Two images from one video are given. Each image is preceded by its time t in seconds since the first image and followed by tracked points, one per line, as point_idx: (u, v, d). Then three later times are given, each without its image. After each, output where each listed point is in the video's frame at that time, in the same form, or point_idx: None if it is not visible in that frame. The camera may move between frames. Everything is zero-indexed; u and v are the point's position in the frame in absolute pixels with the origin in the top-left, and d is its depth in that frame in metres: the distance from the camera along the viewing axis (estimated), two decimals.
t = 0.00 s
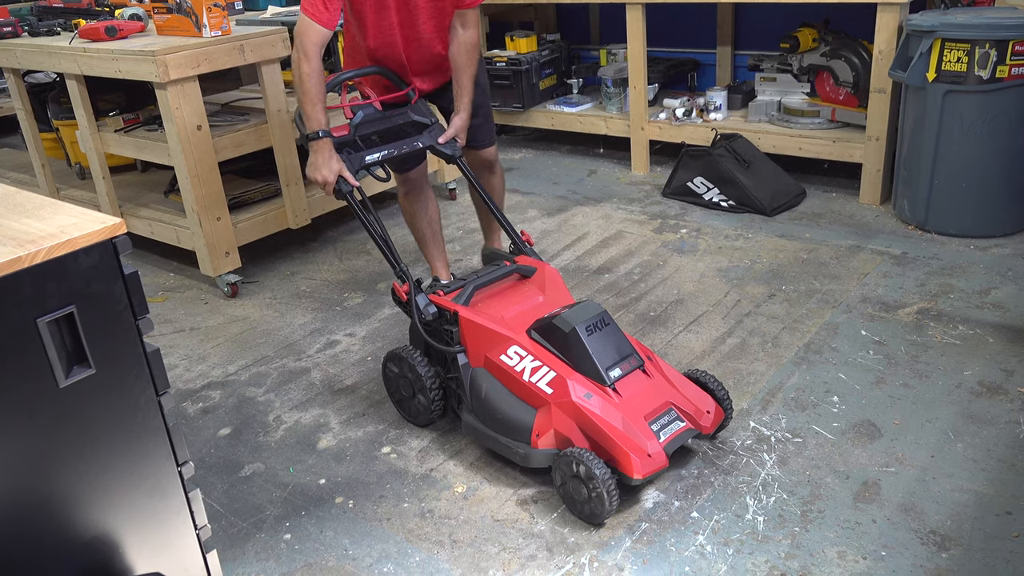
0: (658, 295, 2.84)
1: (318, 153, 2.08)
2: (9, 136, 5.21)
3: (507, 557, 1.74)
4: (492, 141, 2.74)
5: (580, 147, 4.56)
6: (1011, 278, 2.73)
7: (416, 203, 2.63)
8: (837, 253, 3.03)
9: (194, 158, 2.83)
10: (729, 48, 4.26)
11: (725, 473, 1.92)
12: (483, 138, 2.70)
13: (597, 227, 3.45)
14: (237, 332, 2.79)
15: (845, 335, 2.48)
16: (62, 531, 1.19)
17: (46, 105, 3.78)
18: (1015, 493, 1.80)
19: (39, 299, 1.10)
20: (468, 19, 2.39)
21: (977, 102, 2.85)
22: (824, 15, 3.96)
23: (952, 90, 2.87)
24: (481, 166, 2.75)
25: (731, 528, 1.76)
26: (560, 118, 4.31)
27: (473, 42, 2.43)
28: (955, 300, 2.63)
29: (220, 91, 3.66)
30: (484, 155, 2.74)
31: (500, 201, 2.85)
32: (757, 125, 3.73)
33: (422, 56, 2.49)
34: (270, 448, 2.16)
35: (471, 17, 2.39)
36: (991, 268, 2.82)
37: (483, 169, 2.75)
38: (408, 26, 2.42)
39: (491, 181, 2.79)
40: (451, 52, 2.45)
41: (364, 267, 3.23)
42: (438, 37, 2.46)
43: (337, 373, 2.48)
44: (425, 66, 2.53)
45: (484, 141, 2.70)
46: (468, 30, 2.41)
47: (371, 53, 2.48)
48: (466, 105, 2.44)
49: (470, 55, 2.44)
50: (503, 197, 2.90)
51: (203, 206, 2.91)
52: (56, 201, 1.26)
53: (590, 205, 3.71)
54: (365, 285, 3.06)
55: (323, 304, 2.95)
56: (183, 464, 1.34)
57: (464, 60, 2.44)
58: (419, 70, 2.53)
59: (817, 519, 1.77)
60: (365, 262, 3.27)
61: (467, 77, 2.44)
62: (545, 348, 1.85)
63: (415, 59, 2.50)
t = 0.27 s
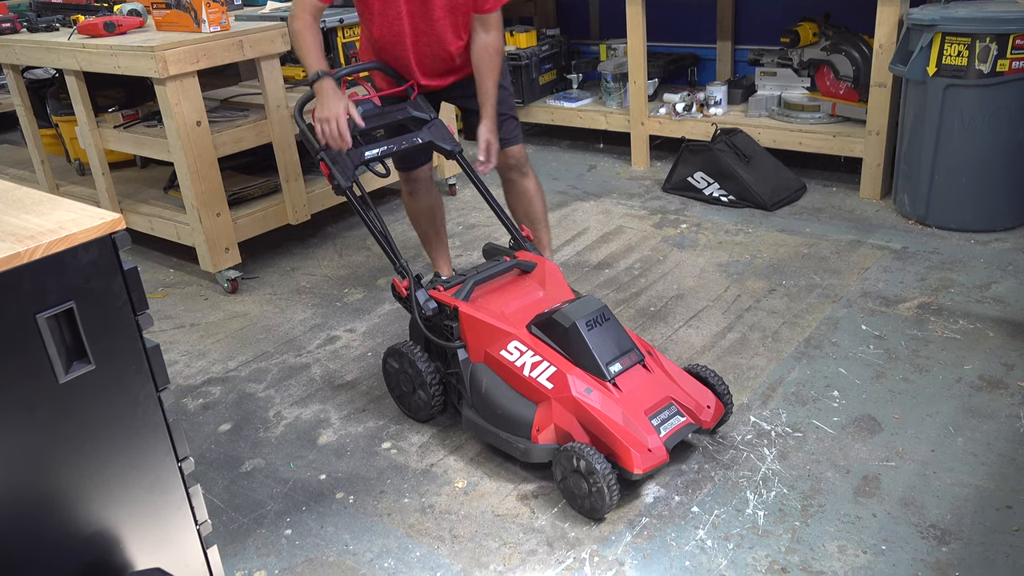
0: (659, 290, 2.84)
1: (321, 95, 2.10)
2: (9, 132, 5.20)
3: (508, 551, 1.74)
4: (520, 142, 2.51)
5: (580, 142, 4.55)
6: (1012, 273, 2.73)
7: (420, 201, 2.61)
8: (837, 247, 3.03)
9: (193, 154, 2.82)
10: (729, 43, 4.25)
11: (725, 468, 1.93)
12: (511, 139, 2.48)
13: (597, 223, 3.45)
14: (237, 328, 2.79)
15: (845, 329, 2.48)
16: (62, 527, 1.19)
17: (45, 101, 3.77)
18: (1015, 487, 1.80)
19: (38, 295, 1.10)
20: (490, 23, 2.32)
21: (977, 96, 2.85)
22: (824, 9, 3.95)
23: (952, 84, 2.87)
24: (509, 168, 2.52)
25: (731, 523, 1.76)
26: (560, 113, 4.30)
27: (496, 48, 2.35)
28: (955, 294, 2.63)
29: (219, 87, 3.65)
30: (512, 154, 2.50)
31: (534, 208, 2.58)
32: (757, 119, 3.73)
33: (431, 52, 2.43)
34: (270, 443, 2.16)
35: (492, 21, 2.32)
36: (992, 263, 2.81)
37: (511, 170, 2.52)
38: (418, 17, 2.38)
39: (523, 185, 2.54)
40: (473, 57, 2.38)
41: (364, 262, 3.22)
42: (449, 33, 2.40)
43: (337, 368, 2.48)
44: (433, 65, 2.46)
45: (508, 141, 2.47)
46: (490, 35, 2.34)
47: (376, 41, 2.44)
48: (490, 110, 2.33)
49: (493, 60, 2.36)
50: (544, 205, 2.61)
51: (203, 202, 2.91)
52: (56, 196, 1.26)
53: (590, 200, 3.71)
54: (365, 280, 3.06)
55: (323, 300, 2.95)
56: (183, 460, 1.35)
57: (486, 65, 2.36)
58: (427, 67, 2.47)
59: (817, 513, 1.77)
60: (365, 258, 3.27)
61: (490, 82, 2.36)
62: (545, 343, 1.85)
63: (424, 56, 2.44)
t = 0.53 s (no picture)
0: (659, 285, 2.83)
1: (354, 140, 1.99)
2: (7, 130, 5.20)
3: (509, 547, 1.74)
4: (555, 152, 2.44)
5: (579, 138, 4.54)
6: (1012, 267, 2.73)
7: (434, 198, 2.60)
8: (837, 242, 3.03)
9: (193, 152, 2.82)
10: (729, 37, 4.27)
11: (726, 462, 1.93)
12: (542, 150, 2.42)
13: (597, 218, 3.45)
14: (237, 325, 2.79)
15: (845, 324, 2.48)
16: (63, 524, 1.19)
17: (44, 99, 3.77)
18: (1016, 481, 1.80)
19: (38, 293, 1.10)
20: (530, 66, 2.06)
21: (977, 90, 2.84)
22: (824, 3, 3.94)
23: (952, 78, 2.86)
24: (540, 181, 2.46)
25: (732, 517, 1.76)
26: (559, 109, 4.29)
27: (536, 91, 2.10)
28: (955, 288, 2.63)
29: (218, 83, 3.64)
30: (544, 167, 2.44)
31: (561, 222, 2.53)
32: (756, 114, 3.73)
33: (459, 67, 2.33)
34: (271, 440, 2.16)
35: (532, 64, 2.06)
36: (992, 256, 2.81)
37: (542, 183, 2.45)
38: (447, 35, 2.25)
39: (552, 200, 2.49)
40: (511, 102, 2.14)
41: (364, 259, 3.22)
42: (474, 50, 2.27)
43: (337, 365, 2.48)
44: (464, 75, 2.37)
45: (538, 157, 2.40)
46: (529, 79, 2.08)
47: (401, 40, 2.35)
48: (534, 160, 2.13)
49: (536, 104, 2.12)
50: (570, 220, 2.55)
51: (202, 199, 2.91)
52: (55, 193, 1.25)
53: (590, 195, 3.70)
54: (365, 277, 3.06)
55: (323, 297, 2.95)
56: (184, 456, 1.35)
57: (528, 111, 2.12)
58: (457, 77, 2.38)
59: (818, 508, 1.77)
60: (365, 254, 3.27)
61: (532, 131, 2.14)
62: (545, 338, 1.85)
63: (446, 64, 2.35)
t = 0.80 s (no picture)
0: (659, 283, 2.84)
1: (393, 235, 1.99)
2: (7, 127, 5.20)
3: (509, 545, 1.75)
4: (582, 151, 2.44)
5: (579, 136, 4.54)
6: (1012, 265, 2.73)
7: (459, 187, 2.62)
8: (837, 240, 3.03)
9: (193, 150, 2.82)
10: (729, 36, 4.27)
11: (726, 461, 1.93)
12: (570, 148, 2.42)
13: (597, 216, 3.45)
14: (237, 323, 2.79)
15: (845, 322, 2.49)
16: (62, 521, 1.19)
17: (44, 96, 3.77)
18: (1015, 479, 1.80)
19: (38, 291, 1.10)
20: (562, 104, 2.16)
21: (978, 89, 2.84)
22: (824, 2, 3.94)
23: (952, 76, 2.86)
24: (563, 179, 2.46)
25: (731, 515, 1.77)
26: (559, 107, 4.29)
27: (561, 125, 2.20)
28: (955, 287, 2.63)
29: (218, 81, 3.64)
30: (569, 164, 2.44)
31: (576, 223, 2.54)
32: (757, 112, 3.73)
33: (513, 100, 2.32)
34: (271, 438, 2.16)
35: (562, 103, 2.16)
36: (992, 255, 2.81)
37: (564, 180, 2.46)
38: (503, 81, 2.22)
39: (571, 200, 2.50)
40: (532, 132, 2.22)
41: (364, 257, 3.22)
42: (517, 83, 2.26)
43: (337, 363, 2.49)
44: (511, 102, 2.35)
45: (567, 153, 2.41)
46: (557, 115, 2.18)
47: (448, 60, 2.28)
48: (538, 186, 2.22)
49: (555, 136, 2.20)
50: (585, 221, 2.56)
51: (203, 197, 2.91)
52: (55, 191, 1.26)
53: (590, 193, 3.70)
54: (366, 275, 3.06)
55: (323, 295, 2.95)
56: (185, 454, 1.35)
57: (546, 141, 2.20)
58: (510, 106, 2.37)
59: (817, 506, 1.78)
60: (365, 252, 3.27)
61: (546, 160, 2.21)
62: (545, 336, 1.85)
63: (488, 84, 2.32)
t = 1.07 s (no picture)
0: (658, 282, 2.84)
1: (387, 260, 1.99)
2: (7, 125, 5.19)
3: (508, 543, 1.75)
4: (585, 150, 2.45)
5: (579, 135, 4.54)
6: (1012, 265, 2.73)
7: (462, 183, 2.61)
8: (837, 239, 3.03)
9: (193, 148, 2.82)
10: (729, 35, 4.27)
11: (725, 460, 1.93)
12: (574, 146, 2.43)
13: (596, 215, 3.45)
14: (237, 321, 2.80)
15: (845, 321, 2.49)
16: (62, 519, 1.19)
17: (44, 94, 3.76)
18: (1014, 478, 1.81)
19: (38, 288, 1.10)
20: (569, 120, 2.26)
21: (978, 88, 2.84)
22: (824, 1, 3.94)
23: (952, 76, 2.86)
24: (565, 178, 2.48)
25: (731, 514, 1.77)
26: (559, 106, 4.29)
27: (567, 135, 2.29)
28: (955, 286, 2.63)
29: (218, 79, 3.64)
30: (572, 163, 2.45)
31: (578, 222, 2.54)
32: (757, 111, 3.73)
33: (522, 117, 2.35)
34: (271, 436, 2.16)
35: (569, 116, 2.25)
36: (992, 255, 2.81)
37: (568, 179, 2.47)
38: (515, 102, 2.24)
39: (573, 199, 2.51)
40: (539, 137, 2.31)
41: (364, 255, 3.22)
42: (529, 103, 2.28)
43: (337, 361, 2.49)
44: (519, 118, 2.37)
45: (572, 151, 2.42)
46: (564, 126, 2.27)
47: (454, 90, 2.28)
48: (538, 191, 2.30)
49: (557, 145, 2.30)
50: (587, 220, 2.56)
51: (202, 195, 2.91)
52: (55, 190, 1.26)
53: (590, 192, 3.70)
54: (366, 273, 3.06)
55: (323, 293, 2.95)
56: (185, 452, 1.35)
57: (548, 147, 2.30)
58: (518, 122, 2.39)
59: (816, 505, 1.78)
60: (365, 251, 3.27)
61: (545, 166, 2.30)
62: (544, 335, 1.86)
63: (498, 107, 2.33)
